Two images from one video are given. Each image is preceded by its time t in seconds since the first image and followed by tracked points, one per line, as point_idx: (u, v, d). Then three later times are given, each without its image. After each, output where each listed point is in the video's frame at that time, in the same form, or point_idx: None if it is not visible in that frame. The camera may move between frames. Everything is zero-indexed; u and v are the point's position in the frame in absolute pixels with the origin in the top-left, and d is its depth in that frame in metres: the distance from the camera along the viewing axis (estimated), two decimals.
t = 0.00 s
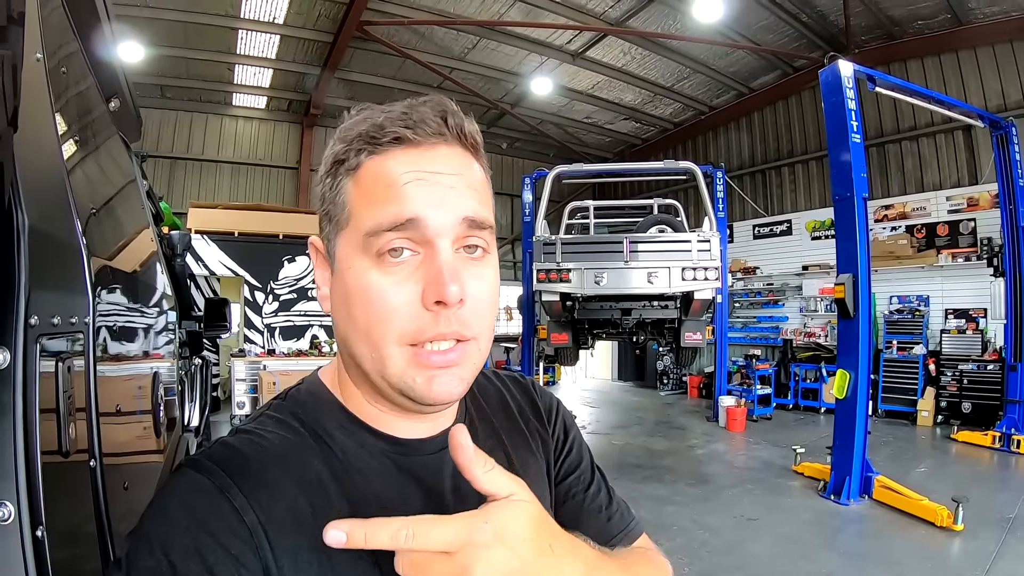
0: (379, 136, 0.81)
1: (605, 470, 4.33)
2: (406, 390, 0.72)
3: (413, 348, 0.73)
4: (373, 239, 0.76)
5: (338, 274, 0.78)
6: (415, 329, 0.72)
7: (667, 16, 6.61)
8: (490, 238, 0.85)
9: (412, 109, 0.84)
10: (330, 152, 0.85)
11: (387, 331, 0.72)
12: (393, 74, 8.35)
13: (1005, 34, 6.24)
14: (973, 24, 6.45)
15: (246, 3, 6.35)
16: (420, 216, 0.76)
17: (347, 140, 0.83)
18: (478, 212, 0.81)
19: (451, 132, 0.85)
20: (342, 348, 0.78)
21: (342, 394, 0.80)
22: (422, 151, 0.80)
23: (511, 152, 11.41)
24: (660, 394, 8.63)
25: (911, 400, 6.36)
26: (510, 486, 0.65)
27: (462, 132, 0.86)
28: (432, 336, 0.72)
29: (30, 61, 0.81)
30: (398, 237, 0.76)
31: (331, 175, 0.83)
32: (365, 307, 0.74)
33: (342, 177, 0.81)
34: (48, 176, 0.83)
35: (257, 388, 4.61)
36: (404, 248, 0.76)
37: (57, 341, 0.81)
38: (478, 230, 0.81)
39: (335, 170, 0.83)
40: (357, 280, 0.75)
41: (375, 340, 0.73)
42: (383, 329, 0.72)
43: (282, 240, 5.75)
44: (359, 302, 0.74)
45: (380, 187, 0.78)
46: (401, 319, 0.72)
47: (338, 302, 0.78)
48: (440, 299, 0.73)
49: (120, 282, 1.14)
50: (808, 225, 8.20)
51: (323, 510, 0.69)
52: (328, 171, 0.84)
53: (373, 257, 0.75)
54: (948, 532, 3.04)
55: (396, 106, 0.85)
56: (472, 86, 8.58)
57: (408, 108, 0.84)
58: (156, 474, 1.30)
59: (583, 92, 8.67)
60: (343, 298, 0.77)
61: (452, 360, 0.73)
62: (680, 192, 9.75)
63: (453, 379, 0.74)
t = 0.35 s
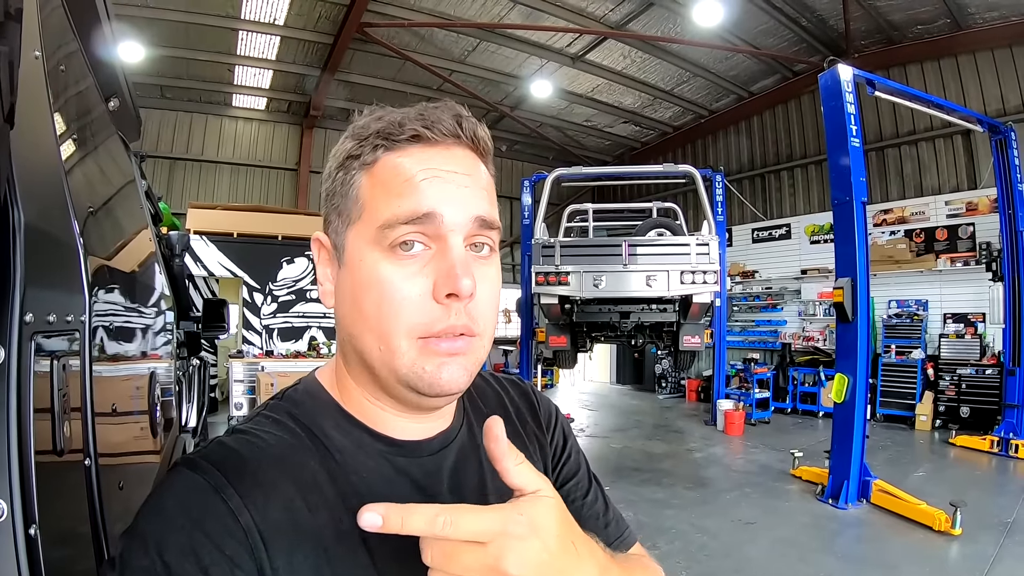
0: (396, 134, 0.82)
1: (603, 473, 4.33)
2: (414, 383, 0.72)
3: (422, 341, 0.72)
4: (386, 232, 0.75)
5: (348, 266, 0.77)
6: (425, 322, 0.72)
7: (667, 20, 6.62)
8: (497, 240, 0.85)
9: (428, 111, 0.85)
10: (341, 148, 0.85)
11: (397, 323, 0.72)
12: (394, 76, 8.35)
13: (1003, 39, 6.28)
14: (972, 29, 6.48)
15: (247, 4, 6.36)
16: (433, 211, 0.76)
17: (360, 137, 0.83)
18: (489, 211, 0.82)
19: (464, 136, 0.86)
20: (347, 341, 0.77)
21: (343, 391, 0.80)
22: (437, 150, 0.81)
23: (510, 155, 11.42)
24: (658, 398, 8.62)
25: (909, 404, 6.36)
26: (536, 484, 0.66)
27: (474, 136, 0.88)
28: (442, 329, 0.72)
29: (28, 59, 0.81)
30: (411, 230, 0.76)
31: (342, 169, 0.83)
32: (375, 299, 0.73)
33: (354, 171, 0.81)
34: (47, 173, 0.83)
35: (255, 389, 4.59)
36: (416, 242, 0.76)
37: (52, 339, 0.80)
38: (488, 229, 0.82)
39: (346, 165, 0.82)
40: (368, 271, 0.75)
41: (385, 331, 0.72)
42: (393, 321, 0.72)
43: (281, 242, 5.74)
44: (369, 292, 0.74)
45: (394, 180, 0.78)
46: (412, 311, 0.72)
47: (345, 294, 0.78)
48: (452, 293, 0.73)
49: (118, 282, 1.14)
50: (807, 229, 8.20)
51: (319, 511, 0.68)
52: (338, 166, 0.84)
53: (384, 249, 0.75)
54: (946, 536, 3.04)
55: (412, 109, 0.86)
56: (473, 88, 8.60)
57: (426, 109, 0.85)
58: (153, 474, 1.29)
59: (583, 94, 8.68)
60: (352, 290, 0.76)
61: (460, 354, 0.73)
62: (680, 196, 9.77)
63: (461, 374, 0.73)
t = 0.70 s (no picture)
0: (392, 131, 0.81)
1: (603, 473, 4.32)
2: (414, 378, 0.72)
3: (422, 335, 0.72)
4: (385, 227, 0.75)
5: (346, 263, 0.77)
6: (425, 315, 0.72)
7: (667, 20, 6.62)
8: (493, 236, 0.86)
9: (422, 110, 0.85)
10: (335, 148, 0.85)
11: (397, 318, 0.72)
12: (394, 76, 8.35)
13: (1002, 39, 6.29)
14: (971, 29, 6.48)
15: (247, 4, 6.36)
16: (431, 206, 0.76)
17: (355, 136, 0.83)
18: (485, 208, 0.82)
19: (459, 134, 0.86)
20: (345, 339, 0.77)
21: (340, 390, 0.80)
22: (433, 147, 0.81)
23: (510, 155, 11.42)
24: (658, 398, 8.62)
25: (909, 404, 6.36)
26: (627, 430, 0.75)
27: (469, 135, 0.88)
28: (442, 323, 0.73)
29: (25, 58, 0.81)
30: (410, 226, 0.76)
31: (336, 169, 0.82)
32: (375, 294, 0.73)
33: (350, 169, 0.81)
34: (44, 172, 0.83)
35: (255, 389, 4.59)
36: (415, 237, 0.76)
37: (49, 338, 0.80)
38: (484, 225, 0.82)
39: (342, 164, 0.82)
40: (366, 268, 0.74)
41: (384, 327, 0.72)
42: (394, 316, 0.72)
43: (281, 242, 5.74)
44: (369, 288, 0.73)
45: (391, 177, 0.77)
46: (412, 306, 0.72)
47: (343, 292, 0.77)
48: (452, 287, 0.73)
49: (117, 282, 1.14)
50: (807, 229, 8.20)
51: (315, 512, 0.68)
52: (333, 165, 0.83)
53: (383, 244, 0.75)
54: (947, 536, 3.04)
55: (406, 108, 0.86)
56: (473, 88, 8.60)
57: (421, 108, 0.85)
58: (152, 475, 1.30)
59: (583, 94, 8.68)
60: (351, 287, 0.76)
61: (459, 348, 0.73)
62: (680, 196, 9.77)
63: (460, 367, 0.74)
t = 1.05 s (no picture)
0: (390, 129, 0.80)
1: (604, 471, 4.32)
2: (415, 377, 0.73)
3: (423, 334, 0.73)
4: (385, 227, 0.75)
5: (345, 262, 0.77)
6: (427, 314, 0.73)
7: (667, 17, 6.61)
8: (490, 233, 0.86)
9: (420, 106, 0.84)
10: (332, 145, 0.83)
11: (399, 318, 0.72)
12: (393, 75, 8.35)
13: (1003, 36, 6.27)
14: (971, 26, 6.47)
15: (246, 3, 6.35)
16: (432, 207, 0.76)
17: (352, 134, 0.82)
18: (484, 205, 0.82)
19: (456, 131, 0.85)
20: (345, 338, 0.77)
21: (339, 388, 0.79)
22: (432, 146, 0.81)
23: (510, 153, 11.41)
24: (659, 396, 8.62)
25: (911, 401, 6.35)
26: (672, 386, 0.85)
27: (465, 132, 0.87)
28: (444, 322, 0.73)
29: (24, 58, 0.81)
30: (411, 226, 0.76)
31: (331, 167, 0.81)
32: (375, 294, 0.73)
33: (348, 168, 0.80)
34: (42, 171, 0.83)
35: (257, 388, 4.60)
36: (416, 237, 0.76)
37: (47, 337, 0.80)
38: (483, 223, 0.82)
39: (339, 161, 0.81)
40: (367, 268, 0.74)
41: (385, 327, 0.72)
42: (395, 316, 0.72)
43: (282, 241, 5.72)
44: (370, 288, 0.73)
45: (390, 177, 0.77)
46: (414, 306, 0.73)
47: (342, 292, 0.77)
48: (454, 286, 0.73)
49: (118, 282, 1.13)
50: (808, 226, 8.19)
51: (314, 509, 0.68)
52: (329, 163, 0.82)
53: (384, 245, 0.75)
54: (948, 534, 3.04)
55: (402, 105, 0.85)
56: (473, 87, 8.59)
57: (417, 105, 0.84)
58: (153, 475, 1.30)
59: (583, 93, 8.67)
60: (350, 287, 0.75)
61: (459, 347, 0.74)
62: (680, 194, 9.77)
63: (461, 365, 0.74)
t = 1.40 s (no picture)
0: (393, 128, 0.81)
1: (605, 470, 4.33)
2: (419, 376, 0.73)
3: (426, 333, 0.73)
4: (388, 226, 0.75)
5: (348, 261, 0.77)
6: (431, 314, 0.73)
7: (667, 16, 6.61)
8: (492, 233, 0.87)
9: (423, 105, 0.84)
10: (334, 144, 0.83)
11: (404, 317, 0.72)
12: (393, 74, 8.35)
13: (1002, 34, 6.27)
14: (971, 24, 6.47)
15: (246, 3, 6.35)
16: (436, 206, 0.76)
17: (355, 133, 0.82)
18: (486, 205, 0.82)
19: (460, 130, 0.86)
20: (348, 337, 0.77)
21: (343, 387, 0.80)
22: (435, 145, 0.81)
23: (511, 152, 11.41)
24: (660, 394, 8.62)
25: (912, 399, 6.35)
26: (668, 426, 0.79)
27: (468, 131, 0.88)
28: (448, 320, 0.74)
29: (24, 60, 0.81)
30: (414, 224, 0.76)
31: (334, 166, 0.82)
32: (378, 293, 0.73)
33: (351, 166, 0.80)
34: (42, 171, 0.83)
35: (257, 388, 4.61)
36: (419, 235, 0.76)
37: (49, 338, 0.80)
38: (485, 222, 0.82)
39: (342, 160, 0.81)
40: (370, 267, 0.74)
41: (390, 326, 0.73)
42: (400, 315, 0.72)
43: (283, 241, 5.71)
44: (374, 287, 0.73)
45: (393, 175, 0.77)
46: (419, 305, 0.73)
47: (345, 291, 0.77)
48: (458, 285, 0.74)
49: (119, 282, 1.14)
50: (808, 224, 8.19)
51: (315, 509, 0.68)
52: (332, 162, 0.82)
53: (386, 243, 0.75)
54: (949, 532, 3.03)
55: (406, 104, 0.85)
56: (472, 86, 8.59)
57: (421, 103, 0.84)
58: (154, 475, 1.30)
59: (583, 91, 8.67)
60: (354, 285, 0.76)
61: (464, 345, 0.74)
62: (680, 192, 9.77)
63: (466, 364, 0.75)
